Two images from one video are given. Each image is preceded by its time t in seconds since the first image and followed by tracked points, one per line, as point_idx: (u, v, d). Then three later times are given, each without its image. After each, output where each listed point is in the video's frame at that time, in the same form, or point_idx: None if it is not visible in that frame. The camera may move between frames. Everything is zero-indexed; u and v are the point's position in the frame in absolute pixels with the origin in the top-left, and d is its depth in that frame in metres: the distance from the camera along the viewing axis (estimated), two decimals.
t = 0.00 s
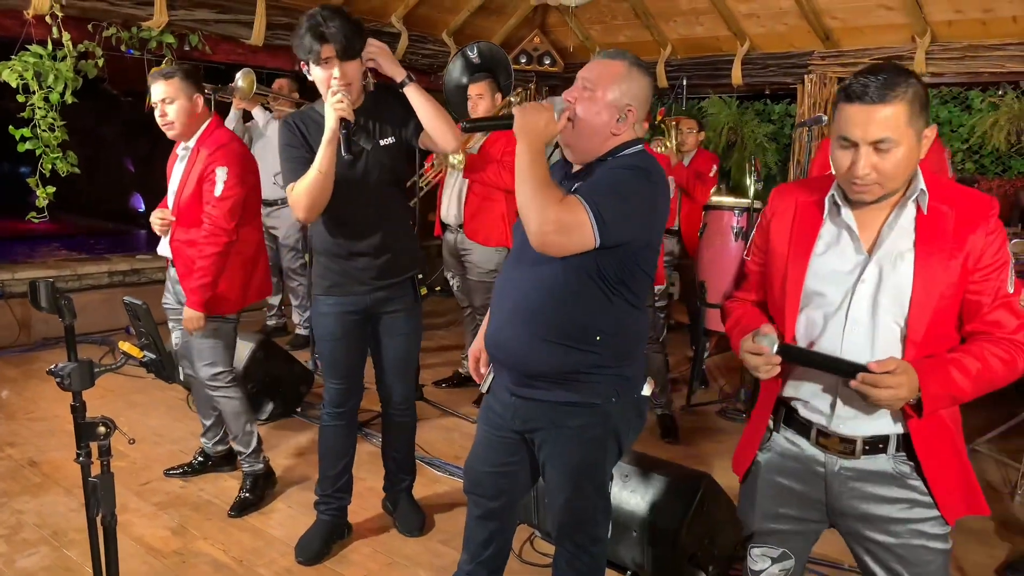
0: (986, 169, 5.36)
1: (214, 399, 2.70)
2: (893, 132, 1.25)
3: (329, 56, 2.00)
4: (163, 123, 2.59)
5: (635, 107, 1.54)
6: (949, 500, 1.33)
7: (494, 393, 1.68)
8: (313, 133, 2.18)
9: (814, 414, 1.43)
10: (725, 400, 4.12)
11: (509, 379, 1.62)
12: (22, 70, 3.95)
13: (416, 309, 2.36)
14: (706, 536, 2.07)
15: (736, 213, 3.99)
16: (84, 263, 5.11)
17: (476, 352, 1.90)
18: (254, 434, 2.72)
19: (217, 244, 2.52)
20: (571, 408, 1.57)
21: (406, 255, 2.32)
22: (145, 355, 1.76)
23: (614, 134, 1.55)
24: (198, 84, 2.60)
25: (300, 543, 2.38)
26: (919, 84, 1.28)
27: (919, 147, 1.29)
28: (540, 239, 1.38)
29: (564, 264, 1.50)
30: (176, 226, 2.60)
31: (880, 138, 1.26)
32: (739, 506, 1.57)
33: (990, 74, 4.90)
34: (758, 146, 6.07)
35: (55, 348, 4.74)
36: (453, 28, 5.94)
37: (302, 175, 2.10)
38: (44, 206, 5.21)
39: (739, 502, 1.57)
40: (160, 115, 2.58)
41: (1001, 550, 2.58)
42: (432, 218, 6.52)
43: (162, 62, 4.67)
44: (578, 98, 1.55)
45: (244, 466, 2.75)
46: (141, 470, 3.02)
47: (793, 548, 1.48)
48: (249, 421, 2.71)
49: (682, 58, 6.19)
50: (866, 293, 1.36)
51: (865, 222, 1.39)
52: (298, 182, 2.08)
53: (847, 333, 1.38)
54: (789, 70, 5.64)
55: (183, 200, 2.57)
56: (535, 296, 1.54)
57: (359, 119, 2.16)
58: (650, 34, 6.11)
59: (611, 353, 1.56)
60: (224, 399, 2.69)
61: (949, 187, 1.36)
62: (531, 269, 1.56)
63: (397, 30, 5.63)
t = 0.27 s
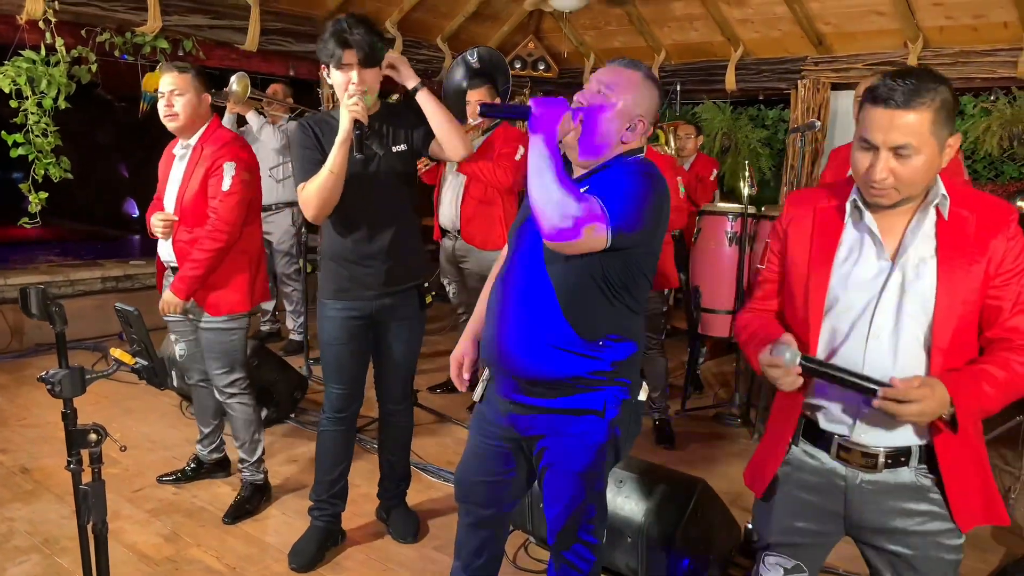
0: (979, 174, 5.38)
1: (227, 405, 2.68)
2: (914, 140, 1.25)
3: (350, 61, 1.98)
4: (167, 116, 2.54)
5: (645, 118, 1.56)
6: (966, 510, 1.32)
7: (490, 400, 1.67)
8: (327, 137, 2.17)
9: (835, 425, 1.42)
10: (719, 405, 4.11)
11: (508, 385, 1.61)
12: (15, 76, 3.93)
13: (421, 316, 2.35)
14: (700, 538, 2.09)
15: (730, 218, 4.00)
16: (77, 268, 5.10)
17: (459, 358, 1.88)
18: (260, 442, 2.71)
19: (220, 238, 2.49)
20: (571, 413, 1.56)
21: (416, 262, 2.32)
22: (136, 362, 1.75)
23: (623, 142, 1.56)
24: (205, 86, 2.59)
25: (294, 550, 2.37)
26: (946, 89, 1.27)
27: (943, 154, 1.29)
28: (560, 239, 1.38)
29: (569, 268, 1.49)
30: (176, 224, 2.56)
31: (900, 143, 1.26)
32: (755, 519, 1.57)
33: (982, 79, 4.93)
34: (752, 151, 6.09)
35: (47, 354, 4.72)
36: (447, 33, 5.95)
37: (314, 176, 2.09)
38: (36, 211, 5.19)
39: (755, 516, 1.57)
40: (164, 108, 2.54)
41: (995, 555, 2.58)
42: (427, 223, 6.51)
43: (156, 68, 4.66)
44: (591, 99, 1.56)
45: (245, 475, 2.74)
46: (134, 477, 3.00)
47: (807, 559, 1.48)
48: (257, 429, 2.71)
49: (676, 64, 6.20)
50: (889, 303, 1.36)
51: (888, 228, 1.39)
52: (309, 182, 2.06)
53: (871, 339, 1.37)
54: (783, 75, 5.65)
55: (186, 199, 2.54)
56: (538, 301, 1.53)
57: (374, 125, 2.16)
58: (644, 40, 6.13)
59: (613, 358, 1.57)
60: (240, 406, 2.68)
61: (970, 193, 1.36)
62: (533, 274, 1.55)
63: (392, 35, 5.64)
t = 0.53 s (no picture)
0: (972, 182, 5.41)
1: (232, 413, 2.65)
2: (946, 155, 1.24)
3: (366, 66, 2.05)
4: (174, 115, 2.50)
5: (642, 123, 1.56)
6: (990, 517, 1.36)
7: (486, 407, 1.66)
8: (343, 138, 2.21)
9: (857, 433, 1.39)
10: (714, 412, 4.11)
11: (506, 390, 1.60)
12: (9, 78, 3.91)
13: (427, 321, 2.36)
14: (696, 540, 2.06)
15: (724, 224, 4.00)
16: (71, 272, 5.08)
17: (455, 366, 1.88)
18: (260, 451, 2.70)
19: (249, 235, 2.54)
20: (570, 418, 1.56)
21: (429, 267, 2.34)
22: (132, 365, 1.74)
23: (621, 147, 1.56)
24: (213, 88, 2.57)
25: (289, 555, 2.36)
26: (979, 100, 1.27)
27: (972, 167, 1.28)
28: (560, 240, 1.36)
29: (570, 274, 1.49)
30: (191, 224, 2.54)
31: (930, 157, 1.24)
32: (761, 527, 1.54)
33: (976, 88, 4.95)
34: (747, 158, 6.10)
35: (40, 358, 4.70)
36: (444, 39, 5.96)
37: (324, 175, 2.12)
38: (30, 215, 5.18)
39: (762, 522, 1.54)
40: (172, 108, 2.50)
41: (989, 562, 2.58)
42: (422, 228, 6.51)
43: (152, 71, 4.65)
44: (586, 109, 1.55)
45: (241, 482, 2.72)
46: (128, 482, 2.99)
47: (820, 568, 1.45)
48: (259, 436, 2.69)
49: (672, 71, 6.22)
50: (912, 316, 1.35)
51: (910, 237, 1.38)
52: (318, 183, 2.09)
53: (891, 352, 1.37)
54: (778, 82, 5.67)
55: (201, 200, 2.53)
56: (538, 307, 1.53)
57: (386, 131, 2.19)
58: (639, 46, 6.15)
59: (611, 363, 1.56)
60: (245, 413, 2.66)
61: (995, 205, 1.36)
62: (533, 280, 1.55)
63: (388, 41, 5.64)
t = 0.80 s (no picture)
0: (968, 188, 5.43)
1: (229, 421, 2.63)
2: (964, 166, 1.24)
3: (374, 74, 2.09)
4: (182, 117, 2.48)
5: (627, 123, 1.56)
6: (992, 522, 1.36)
7: (483, 408, 1.66)
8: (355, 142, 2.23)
9: (858, 440, 1.39)
10: (711, 416, 4.12)
11: (502, 392, 1.61)
12: (7, 80, 3.91)
13: (428, 322, 2.34)
14: (693, 545, 2.06)
15: (722, 229, 4.01)
16: (67, 274, 5.07)
17: (460, 373, 1.88)
18: (257, 458, 2.70)
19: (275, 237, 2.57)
20: (566, 421, 1.56)
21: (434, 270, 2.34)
22: (129, 366, 1.74)
23: (607, 149, 1.56)
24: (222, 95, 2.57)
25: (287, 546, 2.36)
26: (1000, 114, 1.26)
27: (989, 181, 1.28)
28: (551, 242, 1.37)
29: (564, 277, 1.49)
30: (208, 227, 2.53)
31: (950, 169, 1.24)
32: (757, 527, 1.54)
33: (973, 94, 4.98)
34: (744, 162, 6.12)
35: (36, 359, 4.69)
36: (442, 43, 5.97)
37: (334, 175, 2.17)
38: (27, 217, 5.17)
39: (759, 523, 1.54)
40: (181, 111, 2.48)
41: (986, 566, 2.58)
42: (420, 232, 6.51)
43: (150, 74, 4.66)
44: (569, 115, 1.56)
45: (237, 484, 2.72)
46: (124, 484, 2.98)
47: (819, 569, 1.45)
48: (257, 445, 2.70)
49: (669, 75, 6.24)
50: (918, 325, 1.36)
51: (918, 246, 1.39)
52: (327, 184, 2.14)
53: (895, 360, 1.37)
54: (776, 87, 5.69)
55: (219, 204, 2.53)
56: (533, 310, 1.53)
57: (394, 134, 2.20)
58: (637, 51, 6.16)
59: (606, 366, 1.56)
60: (242, 423, 2.64)
61: (1002, 215, 1.37)
62: (530, 283, 1.55)
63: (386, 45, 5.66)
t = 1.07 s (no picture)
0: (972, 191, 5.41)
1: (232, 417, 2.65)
2: (946, 151, 1.25)
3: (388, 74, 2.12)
4: (190, 112, 2.48)
5: (629, 125, 1.55)
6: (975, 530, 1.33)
7: (486, 410, 1.67)
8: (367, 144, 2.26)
9: (840, 440, 1.42)
10: (714, 420, 4.11)
11: (506, 395, 1.60)
12: (12, 83, 3.92)
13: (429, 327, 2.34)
14: (695, 550, 2.06)
15: (726, 232, 3.99)
16: (71, 276, 5.08)
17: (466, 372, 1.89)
18: (259, 455, 2.71)
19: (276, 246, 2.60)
20: (566, 423, 1.56)
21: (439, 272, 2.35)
22: (134, 369, 1.75)
23: (609, 150, 1.56)
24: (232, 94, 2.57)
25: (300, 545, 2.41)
26: (981, 105, 1.27)
27: (971, 170, 1.29)
28: (543, 245, 1.37)
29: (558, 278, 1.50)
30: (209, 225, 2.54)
31: (930, 154, 1.25)
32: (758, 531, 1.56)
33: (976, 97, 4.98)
34: (747, 166, 6.12)
35: (40, 361, 4.70)
36: (445, 46, 5.98)
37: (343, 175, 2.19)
38: (31, 219, 5.18)
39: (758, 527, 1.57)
40: (189, 107, 2.48)
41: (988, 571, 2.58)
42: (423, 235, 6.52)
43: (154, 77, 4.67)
44: (569, 115, 1.56)
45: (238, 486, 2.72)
46: (127, 485, 2.98)
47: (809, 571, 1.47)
48: (259, 441, 2.71)
49: (672, 79, 6.24)
50: (902, 321, 1.37)
51: (905, 244, 1.40)
52: (335, 184, 2.17)
53: (879, 355, 1.38)
54: (779, 91, 5.70)
55: (224, 204, 2.54)
56: (532, 312, 1.53)
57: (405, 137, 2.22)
58: (640, 54, 6.17)
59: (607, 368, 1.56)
60: (246, 417, 2.66)
61: (992, 216, 1.36)
62: (529, 285, 1.56)
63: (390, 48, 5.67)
